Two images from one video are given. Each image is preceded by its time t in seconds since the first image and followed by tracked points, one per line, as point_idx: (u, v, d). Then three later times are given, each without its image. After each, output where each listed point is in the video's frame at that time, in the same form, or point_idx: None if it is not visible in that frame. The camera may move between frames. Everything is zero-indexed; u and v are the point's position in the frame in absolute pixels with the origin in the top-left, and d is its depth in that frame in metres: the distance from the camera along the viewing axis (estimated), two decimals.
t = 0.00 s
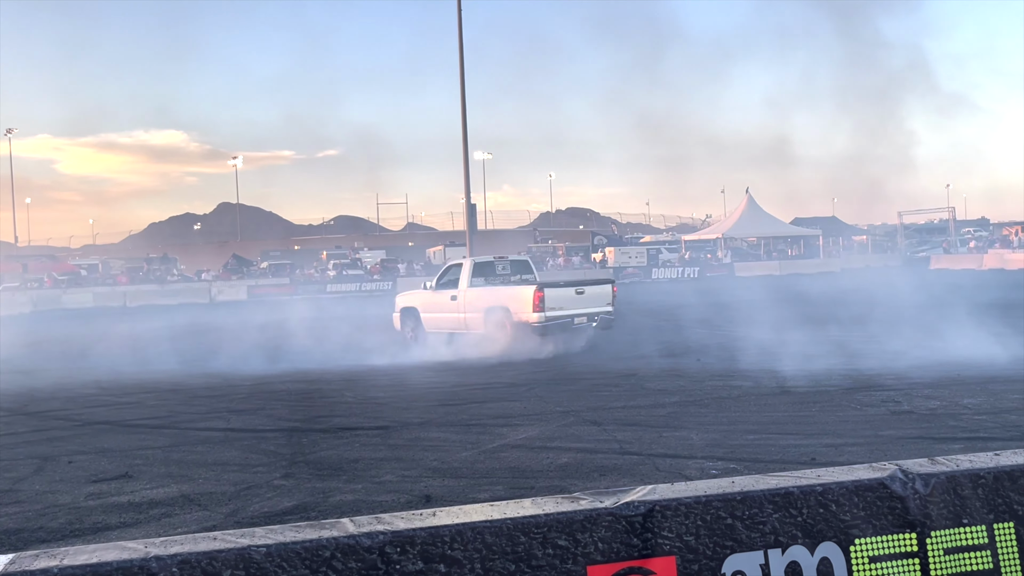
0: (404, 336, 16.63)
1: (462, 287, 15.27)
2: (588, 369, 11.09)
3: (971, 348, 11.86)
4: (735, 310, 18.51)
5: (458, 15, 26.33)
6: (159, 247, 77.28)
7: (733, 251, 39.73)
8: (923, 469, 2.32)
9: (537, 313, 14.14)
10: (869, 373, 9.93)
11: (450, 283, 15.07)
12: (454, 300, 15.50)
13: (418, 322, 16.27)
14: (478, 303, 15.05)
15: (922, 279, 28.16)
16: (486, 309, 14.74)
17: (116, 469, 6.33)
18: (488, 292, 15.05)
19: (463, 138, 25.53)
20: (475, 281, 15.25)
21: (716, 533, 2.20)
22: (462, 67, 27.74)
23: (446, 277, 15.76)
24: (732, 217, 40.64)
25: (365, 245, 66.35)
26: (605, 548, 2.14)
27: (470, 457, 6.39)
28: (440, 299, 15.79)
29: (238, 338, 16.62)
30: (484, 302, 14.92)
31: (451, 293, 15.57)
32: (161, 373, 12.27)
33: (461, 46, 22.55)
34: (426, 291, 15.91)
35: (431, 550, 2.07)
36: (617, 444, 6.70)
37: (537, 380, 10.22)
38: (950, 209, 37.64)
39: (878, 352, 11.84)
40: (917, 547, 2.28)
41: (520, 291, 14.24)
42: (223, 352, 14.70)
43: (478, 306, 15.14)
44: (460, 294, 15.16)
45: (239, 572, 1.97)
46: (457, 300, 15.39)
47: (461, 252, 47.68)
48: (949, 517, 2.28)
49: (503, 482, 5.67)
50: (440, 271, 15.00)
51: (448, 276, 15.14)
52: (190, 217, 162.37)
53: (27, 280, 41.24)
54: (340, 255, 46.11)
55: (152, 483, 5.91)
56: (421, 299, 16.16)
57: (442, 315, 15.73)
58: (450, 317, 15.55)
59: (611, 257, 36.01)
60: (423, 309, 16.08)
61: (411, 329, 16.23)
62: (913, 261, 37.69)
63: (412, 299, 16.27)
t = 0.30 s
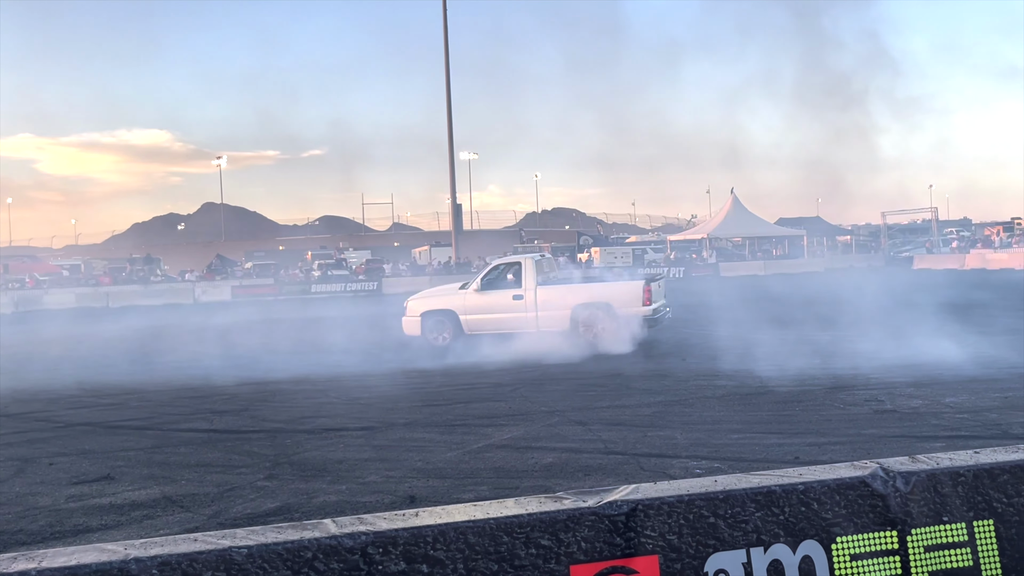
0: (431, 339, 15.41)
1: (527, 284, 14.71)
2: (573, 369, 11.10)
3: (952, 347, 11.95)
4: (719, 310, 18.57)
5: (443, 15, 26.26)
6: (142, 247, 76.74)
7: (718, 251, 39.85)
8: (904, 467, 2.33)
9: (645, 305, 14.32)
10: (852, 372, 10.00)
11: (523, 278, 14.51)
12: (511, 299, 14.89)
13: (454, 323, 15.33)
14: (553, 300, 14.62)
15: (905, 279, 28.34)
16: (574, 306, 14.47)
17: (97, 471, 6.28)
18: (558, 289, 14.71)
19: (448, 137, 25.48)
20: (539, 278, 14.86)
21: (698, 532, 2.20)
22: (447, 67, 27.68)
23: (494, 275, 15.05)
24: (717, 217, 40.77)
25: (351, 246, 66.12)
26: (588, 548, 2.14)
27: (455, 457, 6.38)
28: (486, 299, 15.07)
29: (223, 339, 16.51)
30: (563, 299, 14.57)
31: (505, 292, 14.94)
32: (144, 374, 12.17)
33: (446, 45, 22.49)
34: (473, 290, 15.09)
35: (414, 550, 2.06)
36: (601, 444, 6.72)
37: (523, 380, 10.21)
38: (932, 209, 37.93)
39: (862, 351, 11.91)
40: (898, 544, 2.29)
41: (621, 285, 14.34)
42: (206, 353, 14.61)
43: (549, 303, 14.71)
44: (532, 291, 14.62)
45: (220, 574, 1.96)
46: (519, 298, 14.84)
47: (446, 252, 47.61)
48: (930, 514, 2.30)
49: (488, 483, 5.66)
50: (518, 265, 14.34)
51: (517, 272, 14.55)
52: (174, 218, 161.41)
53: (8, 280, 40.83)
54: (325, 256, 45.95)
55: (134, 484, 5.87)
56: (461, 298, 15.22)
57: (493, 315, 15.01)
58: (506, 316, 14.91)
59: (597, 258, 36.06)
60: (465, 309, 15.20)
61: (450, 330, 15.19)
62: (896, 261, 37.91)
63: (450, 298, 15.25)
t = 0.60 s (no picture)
0: (471, 336, 15.20)
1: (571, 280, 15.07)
2: (558, 369, 11.12)
3: (935, 347, 12.04)
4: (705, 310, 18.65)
5: (431, 14, 26.24)
6: (126, 246, 76.26)
7: (704, 251, 39.97)
8: (886, 466, 2.35)
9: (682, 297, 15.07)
10: (836, 372, 10.06)
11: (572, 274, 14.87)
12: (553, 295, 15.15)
13: (493, 319, 15.34)
14: (597, 295, 15.14)
15: (889, 279, 28.55)
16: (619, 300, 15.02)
17: (80, 472, 6.24)
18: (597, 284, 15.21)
19: (435, 137, 25.47)
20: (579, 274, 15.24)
21: (681, 532, 2.21)
22: (434, 68, 27.70)
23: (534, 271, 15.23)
24: (703, 217, 40.90)
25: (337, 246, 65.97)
26: (573, 548, 2.15)
27: (441, 457, 6.38)
28: (525, 294, 15.20)
29: (208, 339, 16.44)
30: (605, 293, 15.13)
31: (546, 288, 15.18)
32: (127, 374, 12.09)
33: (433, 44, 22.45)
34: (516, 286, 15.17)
35: (398, 551, 2.06)
36: (587, 443, 6.73)
37: (509, 380, 10.22)
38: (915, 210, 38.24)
39: (846, 351, 11.98)
40: (879, 543, 2.31)
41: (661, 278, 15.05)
42: (190, 354, 14.54)
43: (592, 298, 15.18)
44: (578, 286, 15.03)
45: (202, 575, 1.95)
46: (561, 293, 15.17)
47: (433, 252, 47.54)
48: (911, 513, 2.31)
49: (474, 483, 5.66)
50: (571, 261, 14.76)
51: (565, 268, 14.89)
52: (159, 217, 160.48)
53: None
54: (310, 256, 45.80)
55: (117, 486, 5.84)
56: (501, 295, 15.21)
57: (535, 311, 15.18)
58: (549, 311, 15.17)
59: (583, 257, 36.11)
60: (505, 306, 15.22)
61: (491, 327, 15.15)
62: (880, 261, 38.12)
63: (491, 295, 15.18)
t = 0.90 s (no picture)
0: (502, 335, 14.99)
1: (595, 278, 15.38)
2: (547, 369, 11.13)
3: (921, 346, 12.12)
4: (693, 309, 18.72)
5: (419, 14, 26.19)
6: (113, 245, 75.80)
7: (692, 250, 40.08)
8: (871, 465, 2.36)
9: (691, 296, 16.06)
10: (823, 371, 10.11)
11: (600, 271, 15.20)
12: (578, 292, 15.30)
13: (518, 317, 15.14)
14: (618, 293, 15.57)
15: (875, 279, 28.67)
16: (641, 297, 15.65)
17: (66, 472, 6.21)
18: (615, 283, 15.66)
19: (424, 135, 25.44)
20: (599, 273, 15.55)
21: (669, 531, 2.22)
22: (423, 67, 27.65)
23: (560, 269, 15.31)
24: (691, 217, 41.00)
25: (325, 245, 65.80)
26: (560, 547, 2.15)
27: (429, 457, 6.38)
28: (552, 293, 15.15)
29: (195, 339, 16.36)
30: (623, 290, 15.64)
31: (571, 286, 15.29)
32: (114, 374, 12.03)
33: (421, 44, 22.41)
34: (546, 284, 15.09)
35: (385, 551, 2.05)
36: (575, 443, 6.74)
37: (498, 380, 10.21)
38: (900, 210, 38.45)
39: (833, 350, 12.04)
40: (865, 542, 2.32)
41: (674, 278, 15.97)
42: (177, 353, 14.46)
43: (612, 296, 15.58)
44: (603, 284, 15.38)
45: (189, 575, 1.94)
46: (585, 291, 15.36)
47: (421, 251, 47.47)
48: (897, 512, 2.33)
49: (461, 482, 5.66)
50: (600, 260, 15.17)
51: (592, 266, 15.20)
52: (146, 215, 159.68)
53: None
54: (298, 254, 45.66)
55: (103, 485, 5.81)
56: (531, 292, 15.05)
57: (562, 309, 15.18)
58: (575, 309, 15.25)
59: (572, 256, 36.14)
60: (534, 303, 15.07)
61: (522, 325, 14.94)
62: (867, 261, 38.31)
63: (521, 293, 14.98)
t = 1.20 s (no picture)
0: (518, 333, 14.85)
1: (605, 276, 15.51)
2: (538, 368, 11.12)
3: (910, 346, 12.17)
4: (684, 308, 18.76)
5: (411, 11, 26.10)
6: (102, 244, 75.41)
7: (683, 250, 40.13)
8: (862, 464, 2.37)
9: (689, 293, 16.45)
10: (814, 370, 10.14)
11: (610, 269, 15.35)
12: (589, 290, 15.34)
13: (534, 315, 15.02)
14: (626, 290, 15.75)
15: (865, 279, 28.74)
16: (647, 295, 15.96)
17: (54, 471, 6.18)
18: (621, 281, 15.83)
19: (417, 134, 25.40)
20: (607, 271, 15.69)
21: (660, 529, 2.22)
22: (414, 65, 27.55)
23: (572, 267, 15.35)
24: (683, 216, 41.04)
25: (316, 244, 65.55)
26: (551, 545, 2.15)
27: (420, 455, 6.37)
28: (566, 290, 15.15)
29: (186, 337, 16.29)
30: (630, 288, 15.85)
31: (583, 283, 15.34)
32: (103, 372, 11.96)
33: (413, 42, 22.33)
34: (562, 281, 15.08)
35: (376, 549, 2.05)
36: (567, 441, 6.74)
37: (489, 379, 10.21)
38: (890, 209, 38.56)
39: (823, 350, 12.07)
40: (855, 540, 2.32)
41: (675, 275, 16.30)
42: (167, 352, 14.39)
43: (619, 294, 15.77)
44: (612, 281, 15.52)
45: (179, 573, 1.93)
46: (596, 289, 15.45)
47: (413, 250, 47.37)
48: (887, 510, 2.33)
49: (453, 481, 5.65)
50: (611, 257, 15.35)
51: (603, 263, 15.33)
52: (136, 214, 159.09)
53: None
54: (289, 253, 45.50)
55: (92, 484, 5.78)
56: (547, 289, 15.00)
57: (575, 306, 15.20)
58: (588, 305, 15.30)
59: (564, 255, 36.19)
60: (549, 300, 15.03)
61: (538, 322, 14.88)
62: (857, 261, 38.42)
63: (538, 290, 14.92)
